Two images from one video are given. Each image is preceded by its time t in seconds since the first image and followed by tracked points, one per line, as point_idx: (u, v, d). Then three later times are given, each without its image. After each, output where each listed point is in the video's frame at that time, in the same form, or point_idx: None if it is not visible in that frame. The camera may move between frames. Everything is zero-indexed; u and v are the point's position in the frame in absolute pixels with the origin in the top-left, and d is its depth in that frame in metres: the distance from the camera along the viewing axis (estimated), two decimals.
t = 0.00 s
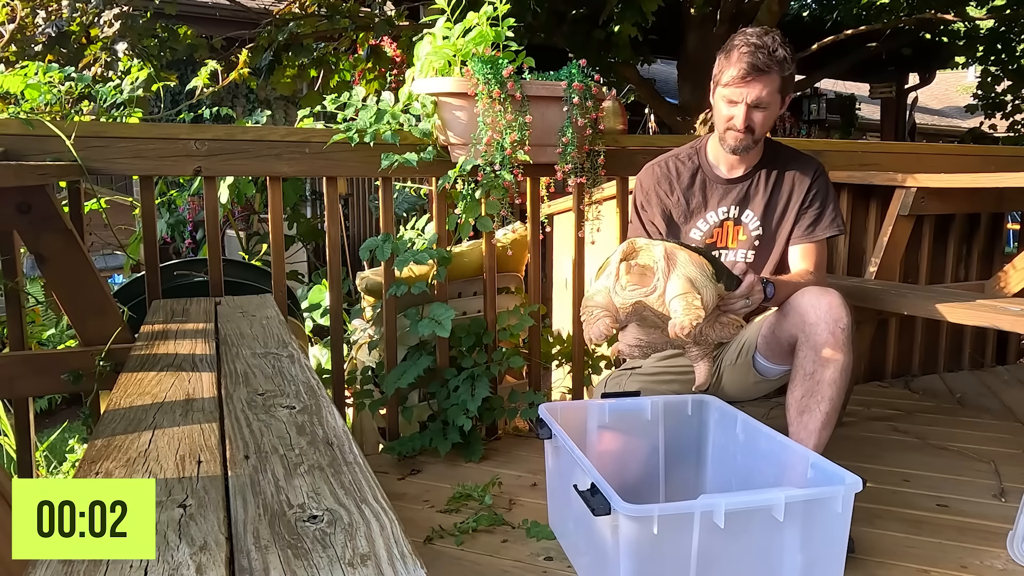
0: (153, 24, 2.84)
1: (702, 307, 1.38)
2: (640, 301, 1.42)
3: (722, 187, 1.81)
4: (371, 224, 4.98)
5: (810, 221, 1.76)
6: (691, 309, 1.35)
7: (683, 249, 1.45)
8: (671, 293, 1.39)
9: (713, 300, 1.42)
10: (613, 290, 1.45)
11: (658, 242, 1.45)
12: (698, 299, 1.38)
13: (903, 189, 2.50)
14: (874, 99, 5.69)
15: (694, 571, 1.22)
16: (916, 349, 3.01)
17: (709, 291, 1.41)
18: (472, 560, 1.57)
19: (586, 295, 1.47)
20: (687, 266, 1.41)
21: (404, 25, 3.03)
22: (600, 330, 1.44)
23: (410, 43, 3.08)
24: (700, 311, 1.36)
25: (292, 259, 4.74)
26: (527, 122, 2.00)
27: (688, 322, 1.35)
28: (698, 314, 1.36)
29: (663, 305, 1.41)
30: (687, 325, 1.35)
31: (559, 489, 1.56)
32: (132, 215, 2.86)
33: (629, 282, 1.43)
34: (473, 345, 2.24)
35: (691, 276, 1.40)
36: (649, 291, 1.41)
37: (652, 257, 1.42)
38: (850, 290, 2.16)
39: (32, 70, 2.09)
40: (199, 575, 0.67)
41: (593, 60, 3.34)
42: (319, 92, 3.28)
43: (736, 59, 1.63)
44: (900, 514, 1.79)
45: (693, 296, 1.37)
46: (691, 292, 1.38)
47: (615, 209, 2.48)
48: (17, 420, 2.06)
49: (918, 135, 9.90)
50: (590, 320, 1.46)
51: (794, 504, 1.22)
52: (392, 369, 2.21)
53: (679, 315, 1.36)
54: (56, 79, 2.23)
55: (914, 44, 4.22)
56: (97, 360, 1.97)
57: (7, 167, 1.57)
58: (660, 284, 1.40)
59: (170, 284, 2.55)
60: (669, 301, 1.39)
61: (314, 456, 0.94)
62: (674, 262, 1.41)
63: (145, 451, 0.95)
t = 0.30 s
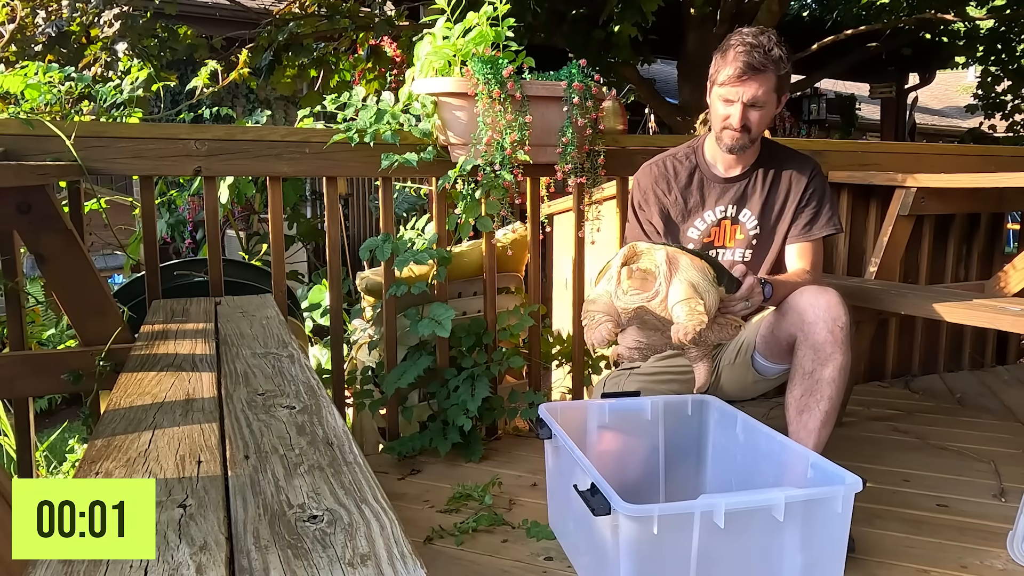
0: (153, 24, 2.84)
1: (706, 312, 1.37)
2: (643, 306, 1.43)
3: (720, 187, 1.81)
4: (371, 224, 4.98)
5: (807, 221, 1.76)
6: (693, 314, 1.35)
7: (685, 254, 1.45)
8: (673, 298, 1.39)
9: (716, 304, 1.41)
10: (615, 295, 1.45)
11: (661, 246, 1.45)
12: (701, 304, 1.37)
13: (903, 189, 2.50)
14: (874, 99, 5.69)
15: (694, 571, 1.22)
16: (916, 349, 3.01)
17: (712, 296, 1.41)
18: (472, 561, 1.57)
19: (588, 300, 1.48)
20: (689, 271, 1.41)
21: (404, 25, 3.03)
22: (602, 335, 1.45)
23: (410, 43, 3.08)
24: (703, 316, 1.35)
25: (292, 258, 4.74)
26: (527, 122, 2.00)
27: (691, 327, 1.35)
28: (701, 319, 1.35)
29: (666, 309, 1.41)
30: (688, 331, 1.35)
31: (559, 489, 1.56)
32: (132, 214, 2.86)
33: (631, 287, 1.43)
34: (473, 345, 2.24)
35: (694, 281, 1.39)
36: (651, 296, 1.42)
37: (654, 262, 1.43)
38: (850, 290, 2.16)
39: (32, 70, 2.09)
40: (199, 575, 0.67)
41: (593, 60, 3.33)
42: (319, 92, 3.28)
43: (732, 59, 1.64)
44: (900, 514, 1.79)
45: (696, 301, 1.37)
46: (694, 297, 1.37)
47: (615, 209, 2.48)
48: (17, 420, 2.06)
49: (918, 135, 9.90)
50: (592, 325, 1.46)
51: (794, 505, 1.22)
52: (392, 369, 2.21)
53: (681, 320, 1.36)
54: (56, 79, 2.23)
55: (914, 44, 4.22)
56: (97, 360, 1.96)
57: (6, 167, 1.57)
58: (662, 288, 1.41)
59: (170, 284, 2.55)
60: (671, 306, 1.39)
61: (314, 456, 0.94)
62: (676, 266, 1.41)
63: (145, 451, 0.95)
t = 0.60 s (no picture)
0: (153, 24, 2.84)
1: (701, 317, 1.37)
2: (639, 311, 1.42)
3: (717, 187, 1.81)
4: (371, 224, 4.98)
5: (803, 220, 1.76)
6: (689, 320, 1.36)
7: (680, 259, 1.45)
8: (670, 303, 1.39)
9: (711, 309, 1.42)
10: (611, 300, 1.45)
11: (656, 251, 1.46)
12: (697, 309, 1.37)
13: (903, 189, 2.50)
14: (873, 99, 5.69)
15: (694, 571, 1.22)
16: (916, 349, 3.01)
17: (708, 300, 1.41)
18: (472, 561, 1.57)
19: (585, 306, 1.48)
20: (685, 276, 1.41)
21: (404, 25, 3.03)
22: (600, 340, 1.45)
23: (410, 43, 3.08)
24: (698, 322, 1.36)
25: (292, 259, 4.74)
26: (526, 122, 2.00)
27: (687, 333, 1.35)
28: (697, 324, 1.36)
29: (662, 314, 1.41)
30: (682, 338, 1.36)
31: (559, 489, 1.57)
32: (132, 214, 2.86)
33: (627, 292, 1.43)
34: (473, 345, 2.24)
35: (689, 286, 1.39)
36: (647, 301, 1.41)
37: (650, 267, 1.43)
38: (850, 290, 2.16)
39: (32, 69, 2.08)
40: (199, 575, 0.67)
41: (593, 60, 3.33)
42: (319, 92, 3.28)
43: (729, 59, 1.63)
44: (901, 514, 1.79)
45: (692, 306, 1.37)
46: (690, 302, 1.37)
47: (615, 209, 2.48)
48: (17, 420, 2.06)
49: (918, 135, 9.90)
50: (589, 330, 1.46)
51: (794, 505, 1.22)
52: (392, 369, 2.21)
53: (677, 326, 1.36)
54: (56, 79, 2.23)
55: (914, 44, 4.22)
56: (97, 360, 1.96)
57: (7, 167, 1.57)
58: (658, 293, 1.41)
59: (170, 284, 2.55)
60: (667, 311, 1.39)
61: (314, 456, 0.94)
62: (672, 271, 1.42)
63: (145, 451, 0.95)
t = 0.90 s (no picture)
0: (153, 24, 2.84)
1: (697, 319, 1.37)
2: (637, 316, 1.42)
3: (725, 190, 1.81)
4: (371, 224, 4.98)
5: (808, 221, 1.77)
6: (685, 325, 1.35)
7: (674, 262, 1.44)
8: (666, 307, 1.38)
9: (708, 310, 1.41)
10: (608, 306, 1.44)
11: (650, 254, 1.45)
12: (693, 311, 1.37)
13: (903, 189, 2.50)
14: (873, 99, 5.69)
15: (694, 571, 1.22)
16: (916, 349, 3.01)
17: (704, 302, 1.40)
18: (472, 561, 1.57)
19: (581, 314, 1.48)
20: (680, 279, 1.40)
21: (404, 25, 3.03)
22: (598, 346, 1.45)
23: (410, 43, 3.08)
24: (695, 325, 1.36)
25: (292, 259, 4.74)
26: (527, 122, 2.00)
27: (684, 336, 1.35)
28: (694, 327, 1.35)
29: (658, 318, 1.41)
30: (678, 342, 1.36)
31: (559, 489, 1.56)
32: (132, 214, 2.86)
33: (623, 298, 1.42)
34: (473, 345, 2.24)
35: (685, 289, 1.39)
36: (643, 306, 1.41)
37: (645, 272, 1.42)
38: (850, 290, 2.16)
39: (32, 69, 2.08)
40: (199, 575, 0.67)
41: (593, 60, 3.33)
42: (319, 92, 3.28)
43: (780, 85, 1.58)
44: (901, 514, 1.79)
45: (688, 309, 1.36)
46: (686, 304, 1.37)
47: (615, 209, 2.48)
48: (17, 420, 2.06)
49: (918, 135, 9.90)
50: (587, 337, 1.46)
51: (794, 505, 1.22)
52: (392, 369, 2.21)
53: (674, 330, 1.36)
54: (56, 79, 2.23)
55: (914, 44, 4.22)
56: (97, 360, 1.96)
57: (7, 168, 1.57)
58: (653, 298, 1.40)
59: (170, 284, 2.55)
60: (664, 315, 1.39)
61: (314, 456, 0.94)
62: (666, 275, 1.41)
63: (146, 451, 0.95)
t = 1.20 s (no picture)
0: (153, 24, 2.84)
1: (696, 316, 1.37)
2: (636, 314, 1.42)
3: (723, 188, 1.81)
4: (371, 224, 4.98)
5: (808, 221, 1.76)
6: (684, 321, 1.35)
7: (674, 259, 1.44)
8: (665, 304, 1.38)
9: (707, 308, 1.41)
10: (607, 303, 1.45)
11: (650, 252, 1.45)
12: (692, 309, 1.37)
13: (903, 189, 2.50)
14: (873, 99, 5.69)
15: (694, 571, 1.22)
16: (916, 349, 3.01)
17: (703, 300, 1.40)
18: (472, 561, 1.57)
19: (580, 311, 1.48)
20: (679, 276, 1.40)
21: (404, 25, 3.03)
22: (596, 343, 1.44)
23: (410, 43, 3.08)
24: (694, 322, 1.36)
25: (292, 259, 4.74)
26: (527, 122, 2.00)
27: (682, 333, 1.35)
28: (692, 324, 1.35)
29: (657, 315, 1.41)
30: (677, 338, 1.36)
31: (559, 489, 1.56)
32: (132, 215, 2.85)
33: (622, 295, 1.42)
34: (473, 345, 2.24)
35: (684, 286, 1.39)
36: (642, 303, 1.41)
37: (644, 269, 1.42)
38: (850, 290, 2.16)
39: (32, 70, 2.08)
40: (199, 575, 0.67)
41: (593, 60, 3.33)
42: (319, 92, 3.28)
43: (750, 59, 1.63)
44: (901, 514, 1.79)
45: (687, 306, 1.36)
46: (685, 302, 1.37)
47: (616, 209, 2.48)
48: (17, 420, 2.06)
49: (918, 135, 9.90)
50: (585, 333, 1.46)
51: (794, 505, 1.22)
52: (392, 369, 2.21)
53: (673, 327, 1.36)
54: (56, 79, 2.23)
55: (914, 44, 4.22)
56: (97, 360, 1.96)
57: (7, 167, 1.57)
58: (653, 295, 1.40)
59: (170, 284, 2.55)
60: (663, 312, 1.39)
61: (314, 456, 0.94)
62: (666, 272, 1.41)
63: (145, 451, 0.95)
